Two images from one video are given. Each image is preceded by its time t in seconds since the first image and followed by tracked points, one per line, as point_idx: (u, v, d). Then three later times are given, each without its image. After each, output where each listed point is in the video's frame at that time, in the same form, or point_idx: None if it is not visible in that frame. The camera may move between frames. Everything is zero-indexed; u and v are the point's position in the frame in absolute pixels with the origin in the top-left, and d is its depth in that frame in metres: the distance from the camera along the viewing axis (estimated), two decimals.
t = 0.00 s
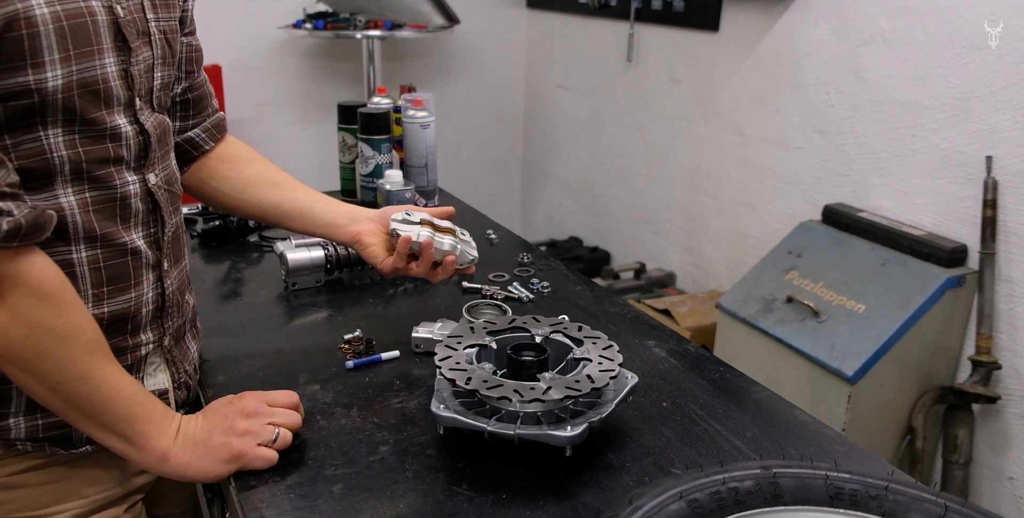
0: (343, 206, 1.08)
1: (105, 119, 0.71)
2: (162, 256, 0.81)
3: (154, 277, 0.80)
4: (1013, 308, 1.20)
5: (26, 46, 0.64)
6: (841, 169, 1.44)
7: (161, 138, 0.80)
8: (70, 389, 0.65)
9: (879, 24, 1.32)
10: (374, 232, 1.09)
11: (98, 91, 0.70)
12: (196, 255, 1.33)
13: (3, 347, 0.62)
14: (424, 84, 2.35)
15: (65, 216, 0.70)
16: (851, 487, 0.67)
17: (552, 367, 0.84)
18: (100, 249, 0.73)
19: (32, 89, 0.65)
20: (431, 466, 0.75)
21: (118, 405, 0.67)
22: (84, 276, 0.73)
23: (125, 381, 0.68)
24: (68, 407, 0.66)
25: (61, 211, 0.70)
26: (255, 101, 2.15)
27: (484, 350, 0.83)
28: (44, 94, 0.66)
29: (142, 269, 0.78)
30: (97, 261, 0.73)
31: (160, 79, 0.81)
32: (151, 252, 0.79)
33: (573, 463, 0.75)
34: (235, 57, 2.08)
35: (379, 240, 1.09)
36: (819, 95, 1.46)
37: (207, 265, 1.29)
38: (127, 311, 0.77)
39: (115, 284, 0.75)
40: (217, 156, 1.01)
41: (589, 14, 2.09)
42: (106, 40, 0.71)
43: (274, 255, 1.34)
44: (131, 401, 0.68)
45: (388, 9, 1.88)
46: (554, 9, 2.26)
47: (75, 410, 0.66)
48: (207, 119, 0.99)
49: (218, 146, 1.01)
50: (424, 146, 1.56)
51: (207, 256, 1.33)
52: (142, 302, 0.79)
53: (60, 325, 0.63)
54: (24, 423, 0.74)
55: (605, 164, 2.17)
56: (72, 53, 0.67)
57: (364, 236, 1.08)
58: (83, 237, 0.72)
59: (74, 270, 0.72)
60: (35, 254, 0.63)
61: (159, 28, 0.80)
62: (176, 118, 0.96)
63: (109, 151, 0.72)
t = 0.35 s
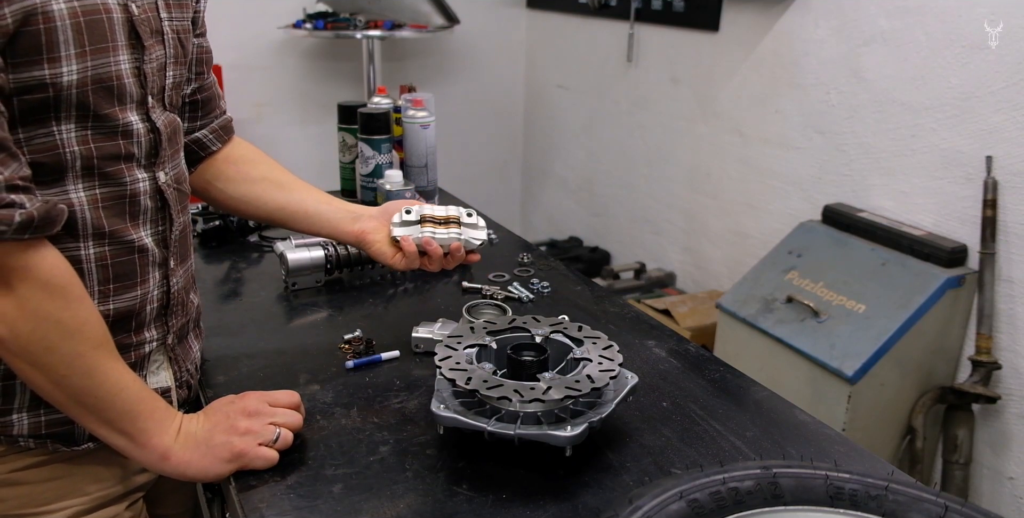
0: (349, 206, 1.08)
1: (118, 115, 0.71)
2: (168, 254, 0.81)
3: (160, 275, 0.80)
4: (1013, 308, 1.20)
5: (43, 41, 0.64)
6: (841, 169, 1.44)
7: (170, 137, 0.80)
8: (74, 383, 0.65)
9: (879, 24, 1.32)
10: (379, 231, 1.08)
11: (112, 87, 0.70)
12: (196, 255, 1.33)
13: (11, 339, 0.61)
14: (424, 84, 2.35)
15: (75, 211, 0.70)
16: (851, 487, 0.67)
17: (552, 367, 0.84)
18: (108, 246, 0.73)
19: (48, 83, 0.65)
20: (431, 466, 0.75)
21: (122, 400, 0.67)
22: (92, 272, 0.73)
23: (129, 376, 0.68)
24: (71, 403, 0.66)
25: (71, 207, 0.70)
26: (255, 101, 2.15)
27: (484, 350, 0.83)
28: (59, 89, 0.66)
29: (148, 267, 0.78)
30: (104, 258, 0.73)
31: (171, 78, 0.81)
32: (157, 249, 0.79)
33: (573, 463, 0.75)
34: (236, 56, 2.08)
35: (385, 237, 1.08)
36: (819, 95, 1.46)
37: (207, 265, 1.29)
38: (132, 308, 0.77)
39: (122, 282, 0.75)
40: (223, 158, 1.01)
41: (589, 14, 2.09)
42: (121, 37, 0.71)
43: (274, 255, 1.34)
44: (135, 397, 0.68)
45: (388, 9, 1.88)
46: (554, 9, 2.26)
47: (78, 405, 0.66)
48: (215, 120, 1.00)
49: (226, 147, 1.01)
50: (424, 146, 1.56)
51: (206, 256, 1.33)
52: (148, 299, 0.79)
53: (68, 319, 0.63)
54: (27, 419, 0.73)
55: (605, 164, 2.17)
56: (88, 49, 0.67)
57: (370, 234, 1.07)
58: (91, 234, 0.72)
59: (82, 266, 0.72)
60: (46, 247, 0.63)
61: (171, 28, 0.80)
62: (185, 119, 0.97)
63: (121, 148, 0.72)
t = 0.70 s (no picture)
0: (354, 211, 1.08)
1: (126, 115, 0.71)
2: (172, 254, 0.81)
3: (164, 275, 0.80)
4: (1013, 308, 1.20)
5: (54, 39, 0.64)
6: (841, 169, 1.44)
7: (178, 138, 0.80)
8: (75, 380, 0.65)
9: (879, 24, 1.32)
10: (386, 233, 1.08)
11: (122, 87, 0.70)
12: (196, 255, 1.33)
13: (15, 335, 0.62)
14: (424, 84, 2.35)
15: (81, 211, 0.70)
16: (851, 487, 0.67)
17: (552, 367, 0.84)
18: (113, 245, 0.73)
19: (57, 82, 0.65)
20: (431, 466, 0.75)
21: (124, 398, 0.67)
22: (96, 271, 0.73)
23: (130, 374, 0.68)
24: (73, 400, 0.66)
25: (77, 206, 0.70)
26: (255, 101, 2.15)
27: (484, 350, 0.83)
28: (69, 87, 0.66)
29: (152, 267, 0.78)
30: (109, 257, 0.73)
31: (179, 80, 0.81)
32: (162, 250, 0.79)
33: (573, 463, 0.75)
34: (236, 57, 2.08)
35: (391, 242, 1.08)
36: (819, 95, 1.46)
37: (207, 265, 1.29)
38: (135, 308, 0.77)
39: (126, 281, 0.75)
40: (229, 161, 1.01)
41: (590, 14, 2.09)
42: (132, 38, 0.71)
43: (274, 255, 1.34)
44: (136, 395, 0.68)
45: (388, 9, 1.88)
46: (554, 9, 2.26)
47: (80, 402, 0.66)
48: (222, 123, 0.99)
49: (232, 150, 1.01)
50: (424, 146, 1.56)
51: (206, 256, 1.33)
52: (151, 299, 0.79)
53: (73, 317, 0.63)
54: (29, 418, 0.73)
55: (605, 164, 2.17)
56: (99, 48, 0.67)
57: (376, 238, 1.07)
58: (96, 233, 0.72)
59: (86, 265, 0.72)
60: (52, 244, 0.63)
61: (182, 30, 0.80)
62: (192, 121, 0.96)
63: (128, 148, 0.72)
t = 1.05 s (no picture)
0: (355, 209, 1.08)
1: (127, 116, 0.71)
2: (172, 254, 0.81)
3: (165, 276, 0.80)
4: (1013, 308, 1.20)
5: (56, 40, 0.64)
6: (841, 170, 1.44)
7: (178, 139, 0.80)
8: (76, 379, 0.65)
9: (879, 24, 1.32)
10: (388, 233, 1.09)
11: (123, 88, 0.70)
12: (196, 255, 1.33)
13: (15, 335, 0.62)
14: (424, 84, 2.35)
15: (82, 211, 0.70)
16: (851, 488, 0.67)
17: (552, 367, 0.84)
18: (113, 245, 0.73)
19: (59, 82, 0.65)
20: (431, 466, 0.75)
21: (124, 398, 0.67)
22: (96, 272, 0.73)
23: (130, 373, 0.68)
24: (73, 399, 0.66)
25: (78, 206, 0.70)
26: (255, 101, 2.15)
27: (484, 350, 0.83)
28: (70, 88, 0.66)
29: (152, 267, 0.78)
30: (110, 257, 0.73)
31: (180, 80, 0.81)
32: (162, 250, 0.79)
33: (573, 463, 0.75)
34: (236, 57, 2.08)
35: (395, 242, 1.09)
36: (819, 95, 1.46)
37: (207, 265, 1.29)
38: (136, 309, 0.77)
39: (126, 281, 0.75)
40: (230, 161, 1.01)
41: (590, 14, 2.09)
42: (133, 38, 0.71)
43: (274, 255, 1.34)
44: (137, 396, 0.68)
45: (388, 9, 1.88)
46: (554, 9, 2.26)
47: (79, 402, 0.66)
48: (224, 123, 0.99)
49: (233, 150, 1.01)
50: (424, 146, 1.56)
51: (206, 256, 1.33)
52: (152, 299, 0.79)
53: (73, 317, 0.63)
54: (30, 418, 0.73)
55: (605, 164, 2.17)
56: (100, 48, 0.67)
57: (378, 239, 1.07)
58: (97, 233, 0.72)
59: (87, 265, 0.72)
60: (53, 244, 0.63)
61: (183, 30, 0.80)
62: (193, 122, 0.96)
63: (129, 148, 0.72)
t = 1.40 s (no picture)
0: (357, 210, 1.08)
1: (124, 116, 0.71)
2: (171, 255, 0.81)
3: (163, 276, 0.80)
4: (1013, 308, 1.20)
5: (52, 40, 0.64)
6: (841, 170, 1.44)
7: (176, 139, 0.80)
8: (75, 380, 0.65)
9: (879, 24, 1.32)
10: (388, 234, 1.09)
11: (119, 88, 0.70)
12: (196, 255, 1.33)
13: (13, 337, 0.61)
14: (424, 84, 2.35)
15: (80, 212, 0.70)
16: (851, 487, 0.67)
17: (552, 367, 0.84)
18: (112, 246, 0.73)
19: (55, 83, 0.65)
20: (431, 466, 0.75)
21: (124, 397, 0.67)
22: (95, 272, 0.73)
23: (129, 372, 0.68)
24: (73, 400, 0.66)
25: (75, 207, 0.70)
26: (254, 101, 2.15)
27: (484, 350, 0.83)
28: (67, 89, 0.66)
29: (151, 268, 0.78)
30: (108, 258, 0.73)
31: (177, 80, 0.81)
32: (161, 250, 0.79)
33: (573, 463, 0.75)
34: (235, 57, 2.08)
35: (396, 244, 1.09)
36: (819, 95, 1.46)
37: (207, 265, 1.29)
38: (135, 309, 0.77)
39: (125, 282, 0.75)
40: (232, 161, 1.01)
41: (589, 14, 2.09)
42: (129, 38, 0.71)
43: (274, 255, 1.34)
44: (136, 396, 0.68)
45: (388, 9, 1.88)
46: (554, 9, 2.26)
47: (79, 403, 0.66)
48: (224, 123, 0.99)
49: (235, 150, 1.01)
50: (424, 146, 1.56)
51: (206, 256, 1.33)
52: (150, 300, 0.79)
53: (71, 318, 0.63)
54: (29, 418, 0.73)
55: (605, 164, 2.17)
56: (97, 49, 0.67)
57: (380, 240, 1.08)
58: (95, 234, 0.72)
59: (86, 266, 0.72)
60: (51, 245, 0.63)
61: (180, 30, 0.80)
62: (193, 122, 0.96)
63: (127, 149, 0.72)
